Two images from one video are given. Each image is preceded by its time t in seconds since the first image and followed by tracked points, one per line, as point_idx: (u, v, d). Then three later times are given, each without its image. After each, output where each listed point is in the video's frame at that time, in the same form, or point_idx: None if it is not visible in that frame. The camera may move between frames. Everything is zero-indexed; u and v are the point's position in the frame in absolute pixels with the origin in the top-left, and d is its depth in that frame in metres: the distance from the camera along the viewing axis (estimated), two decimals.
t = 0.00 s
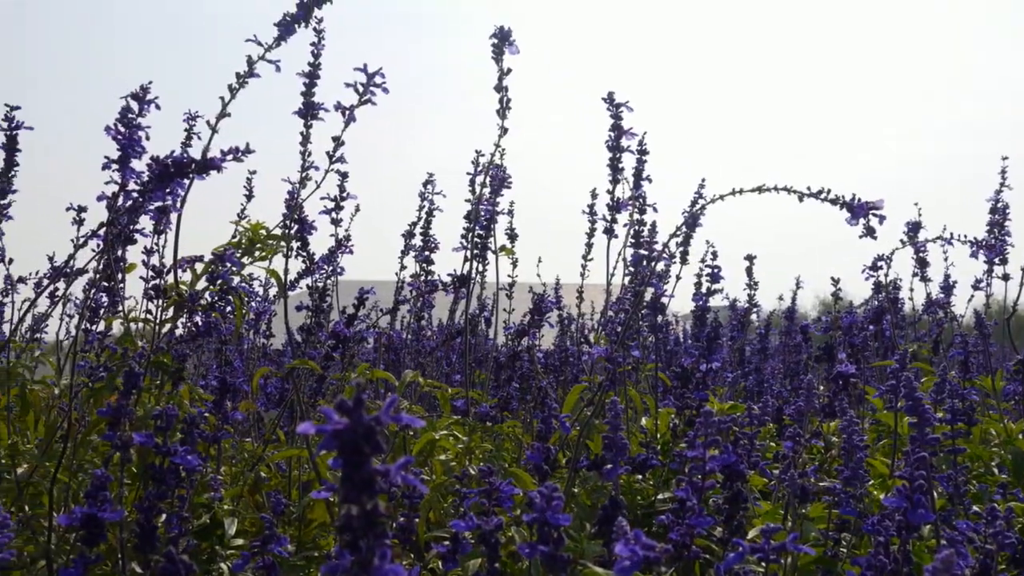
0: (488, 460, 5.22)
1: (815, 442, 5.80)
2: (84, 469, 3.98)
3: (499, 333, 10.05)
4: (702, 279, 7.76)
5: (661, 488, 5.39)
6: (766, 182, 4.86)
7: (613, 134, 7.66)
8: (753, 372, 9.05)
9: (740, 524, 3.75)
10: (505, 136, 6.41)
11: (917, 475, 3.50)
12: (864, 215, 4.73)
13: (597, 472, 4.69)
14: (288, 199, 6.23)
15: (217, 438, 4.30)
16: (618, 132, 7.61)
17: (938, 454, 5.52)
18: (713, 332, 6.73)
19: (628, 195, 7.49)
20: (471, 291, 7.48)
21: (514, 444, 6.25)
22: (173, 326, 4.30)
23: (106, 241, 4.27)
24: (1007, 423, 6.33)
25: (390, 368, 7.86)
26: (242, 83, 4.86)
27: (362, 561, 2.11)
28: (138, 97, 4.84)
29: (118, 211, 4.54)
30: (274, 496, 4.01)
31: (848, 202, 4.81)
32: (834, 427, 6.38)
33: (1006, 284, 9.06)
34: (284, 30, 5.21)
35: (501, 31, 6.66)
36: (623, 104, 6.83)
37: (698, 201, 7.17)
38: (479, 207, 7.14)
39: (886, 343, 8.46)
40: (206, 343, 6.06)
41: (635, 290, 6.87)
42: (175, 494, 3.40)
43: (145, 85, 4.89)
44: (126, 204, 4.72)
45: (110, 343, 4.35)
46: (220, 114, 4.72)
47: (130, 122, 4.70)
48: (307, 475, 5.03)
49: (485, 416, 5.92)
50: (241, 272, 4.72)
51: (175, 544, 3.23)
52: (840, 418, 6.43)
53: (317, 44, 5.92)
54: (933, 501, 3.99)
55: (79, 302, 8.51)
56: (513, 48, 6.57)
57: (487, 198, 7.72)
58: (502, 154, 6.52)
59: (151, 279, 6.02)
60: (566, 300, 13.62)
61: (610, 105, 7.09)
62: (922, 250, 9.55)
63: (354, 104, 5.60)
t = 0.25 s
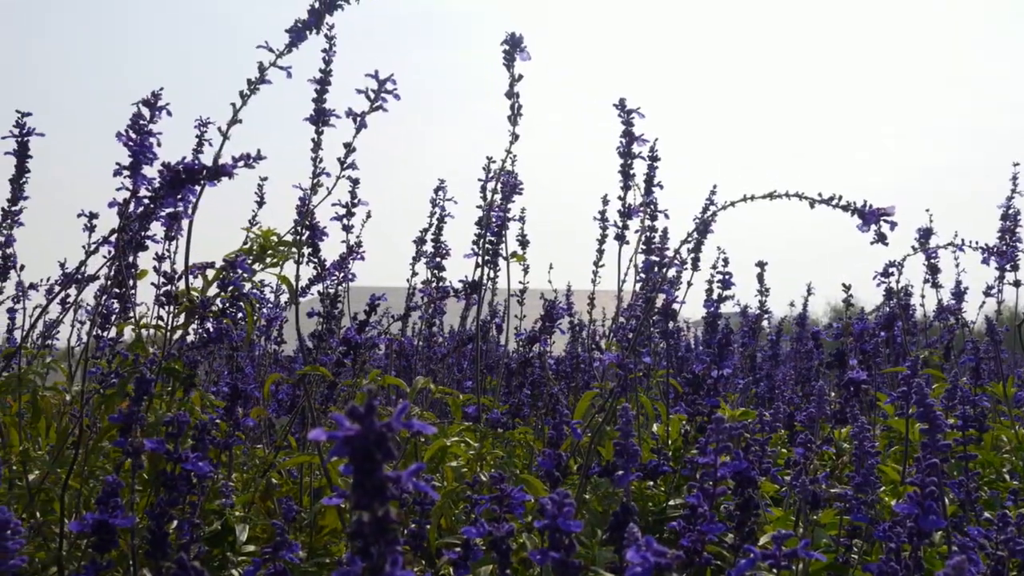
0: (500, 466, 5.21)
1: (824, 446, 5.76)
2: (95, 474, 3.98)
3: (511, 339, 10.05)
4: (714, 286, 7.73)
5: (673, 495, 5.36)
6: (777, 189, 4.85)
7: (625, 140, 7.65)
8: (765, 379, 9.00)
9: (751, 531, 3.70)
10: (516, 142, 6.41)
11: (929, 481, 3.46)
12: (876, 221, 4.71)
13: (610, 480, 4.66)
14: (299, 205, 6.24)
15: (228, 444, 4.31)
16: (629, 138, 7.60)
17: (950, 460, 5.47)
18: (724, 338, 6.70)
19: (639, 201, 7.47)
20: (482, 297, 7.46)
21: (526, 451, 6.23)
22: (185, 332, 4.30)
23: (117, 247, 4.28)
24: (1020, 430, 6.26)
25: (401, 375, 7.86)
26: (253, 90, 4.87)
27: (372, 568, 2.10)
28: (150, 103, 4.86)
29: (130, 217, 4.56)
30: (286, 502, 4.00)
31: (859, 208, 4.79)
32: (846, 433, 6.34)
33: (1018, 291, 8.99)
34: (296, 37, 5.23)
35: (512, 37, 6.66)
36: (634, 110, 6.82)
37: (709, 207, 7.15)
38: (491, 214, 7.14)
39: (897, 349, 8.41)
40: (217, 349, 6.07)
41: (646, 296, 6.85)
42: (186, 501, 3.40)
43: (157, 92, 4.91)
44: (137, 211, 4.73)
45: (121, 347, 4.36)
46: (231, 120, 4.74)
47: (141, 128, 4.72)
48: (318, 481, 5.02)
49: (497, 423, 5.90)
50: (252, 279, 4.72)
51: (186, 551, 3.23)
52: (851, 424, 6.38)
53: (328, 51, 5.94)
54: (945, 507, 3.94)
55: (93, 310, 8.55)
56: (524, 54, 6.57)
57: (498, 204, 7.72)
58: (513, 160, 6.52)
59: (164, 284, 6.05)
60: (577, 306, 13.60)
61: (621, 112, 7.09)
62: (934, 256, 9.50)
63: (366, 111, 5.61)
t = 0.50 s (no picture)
0: (511, 473, 5.19)
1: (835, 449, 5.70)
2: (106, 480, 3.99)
3: (522, 346, 10.03)
4: (725, 292, 7.69)
5: (684, 501, 5.33)
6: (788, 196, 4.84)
7: (636, 146, 7.64)
8: (776, 385, 8.95)
9: (762, 537, 3.68)
10: (527, 149, 6.40)
11: (941, 487, 3.42)
12: (887, 228, 4.68)
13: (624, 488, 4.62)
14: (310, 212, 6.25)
15: (240, 450, 4.31)
16: (640, 145, 7.59)
17: (961, 467, 5.42)
18: (736, 344, 6.67)
19: (651, 208, 7.46)
20: (494, 303, 7.44)
21: (537, 457, 6.21)
22: (196, 339, 4.31)
23: (129, 253, 4.29)
24: None
25: (413, 381, 7.85)
26: (265, 96, 4.89)
27: (382, 574, 2.10)
28: (161, 109, 4.89)
29: (141, 224, 4.58)
30: (297, 509, 4.00)
31: (870, 214, 4.77)
32: (857, 440, 6.29)
33: None
34: (307, 43, 5.25)
35: (524, 43, 6.66)
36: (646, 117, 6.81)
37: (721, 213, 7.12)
38: (502, 220, 7.14)
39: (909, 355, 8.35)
40: (229, 355, 6.08)
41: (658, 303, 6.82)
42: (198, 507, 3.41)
43: (168, 98, 4.93)
44: (149, 217, 4.75)
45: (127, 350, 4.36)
46: (242, 126, 4.76)
47: (152, 134, 4.74)
48: (329, 487, 5.02)
49: (508, 429, 5.88)
50: (264, 285, 4.73)
51: (197, 557, 3.23)
52: (863, 431, 6.33)
53: (339, 57, 5.95)
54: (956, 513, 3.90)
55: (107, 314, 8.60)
56: (535, 60, 6.57)
57: (509, 210, 7.72)
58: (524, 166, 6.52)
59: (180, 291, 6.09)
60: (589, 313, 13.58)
61: (632, 118, 7.08)
62: (945, 262, 9.43)
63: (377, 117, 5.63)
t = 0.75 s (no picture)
0: (523, 479, 5.16)
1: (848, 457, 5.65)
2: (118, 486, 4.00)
3: (534, 352, 10.01)
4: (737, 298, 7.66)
5: (696, 508, 5.29)
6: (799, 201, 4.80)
7: (647, 152, 7.62)
8: (787, 391, 8.90)
9: (774, 544, 3.65)
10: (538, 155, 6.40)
11: (952, 493, 3.38)
12: (899, 234, 4.66)
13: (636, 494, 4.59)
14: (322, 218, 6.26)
15: (251, 457, 4.30)
16: (651, 151, 7.58)
17: (973, 473, 5.36)
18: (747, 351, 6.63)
19: (662, 214, 7.44)
20: (505, 309, 7.43)
21: (548, 464, 6.18)
22: (207, 345, 4.32)
23: (141, 259, 4.30)
24: None
25: (424, 387, 7.84)
26: (276, 102, 4.91)
27: None
28: (172, 116, 4.91)
29: (152, 230, 4.59)
30: (308, 515, 3.99)
31: (881, 220, 4.74)
32: (868, 446, 6.24)
33: None
34: (318, 49, 5.26)
35: (535, 50, 6.66)
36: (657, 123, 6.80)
37: (732, 219, 7.09)
38: (513, 227, 7.13)
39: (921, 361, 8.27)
40: (240, 362, 6.08)
41: (669, 309, 6.79)
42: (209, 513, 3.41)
43: (179, 104, 4.95)
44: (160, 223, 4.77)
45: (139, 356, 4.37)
46: (253, 132, 4.77)
47: (164, 141, 4.76)
48: (340, 494, 5.01)
49: (520, 436, 5.86)
50: (275, 291, 4.74)
51: (208, 564, 3.22)
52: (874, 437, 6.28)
53: (351, 64, 5.97)
54: (968, 519, 3.85)
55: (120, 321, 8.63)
56: (546, 67, 6.57)
57: (521, 217, 7.71)
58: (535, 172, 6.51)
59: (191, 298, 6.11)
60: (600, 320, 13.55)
61: (644, 124, 7.07)
62: (956, 268, 9.36)
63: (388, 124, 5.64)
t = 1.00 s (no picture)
0: (534, 486, 5.14)
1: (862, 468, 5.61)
2: (129, 493, 4.01)
3: (545, 358, 9.99)
4: (748, 305, 7.63)
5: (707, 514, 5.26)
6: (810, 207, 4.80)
7: (658, 159, 7.61)
8: (798, 397, 8.84)
9: (785, 550, 3.63)
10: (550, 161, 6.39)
11: (963, 500, 3.36)
12: (910, 240, 4.64)
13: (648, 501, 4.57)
14: (333, 225, 6.28)
15: (263, 463, 4.31)
16: (663, 157, 7.56)
17: (984, 480, 5.32)
18: (758, 357, 6.60)
19: (674, 220, 7.41)
20: (516, 315, 7.43)
21: (559, 470, 6.16)
22: (218, 352, 4.33)
23: (152, 266, 4.32)
24: None
25: (435, 394, 7.84)
26: (287, 109, 4.92)
27: None
28: (184, 122, 4.93)
29: (164, 236, 4.61)
30: (319, 521, 3.99)
31: (892, 227, 4.72)
32: (879, 453, 6.19)
33: None
34: (330, 56, 5.27)
35: (546, 56, 6.66)
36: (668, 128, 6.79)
37: (744, 225, 7.07)
38: (525, 233, 7.12)
39: (932, 368, 8.21)
40: (251, 368, 6.09)
41: (680, 315, 6.77)
42: (220, 519, 3.41)
43: (191, 111, 4.97)
44: (172, 230, 4.80)
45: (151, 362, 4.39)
46: (264, 139, 4.78)
47: (175, 147, 4.78)
48: (352, 500, 5.00)
49: (531, 442, 5.84)
50: (286, 298, 4.75)
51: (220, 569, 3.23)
52: (885, 444, 6.23)
53: (362, 71, 5.99)
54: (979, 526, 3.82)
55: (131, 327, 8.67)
56: (558, 73, 6.57)
57: (532, 223, 7.71)
58: (547, 179, 6.51)
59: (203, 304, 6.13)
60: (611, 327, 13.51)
61: (655, 130, 7.05)
62: (967, 274, 9.30)
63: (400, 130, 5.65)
